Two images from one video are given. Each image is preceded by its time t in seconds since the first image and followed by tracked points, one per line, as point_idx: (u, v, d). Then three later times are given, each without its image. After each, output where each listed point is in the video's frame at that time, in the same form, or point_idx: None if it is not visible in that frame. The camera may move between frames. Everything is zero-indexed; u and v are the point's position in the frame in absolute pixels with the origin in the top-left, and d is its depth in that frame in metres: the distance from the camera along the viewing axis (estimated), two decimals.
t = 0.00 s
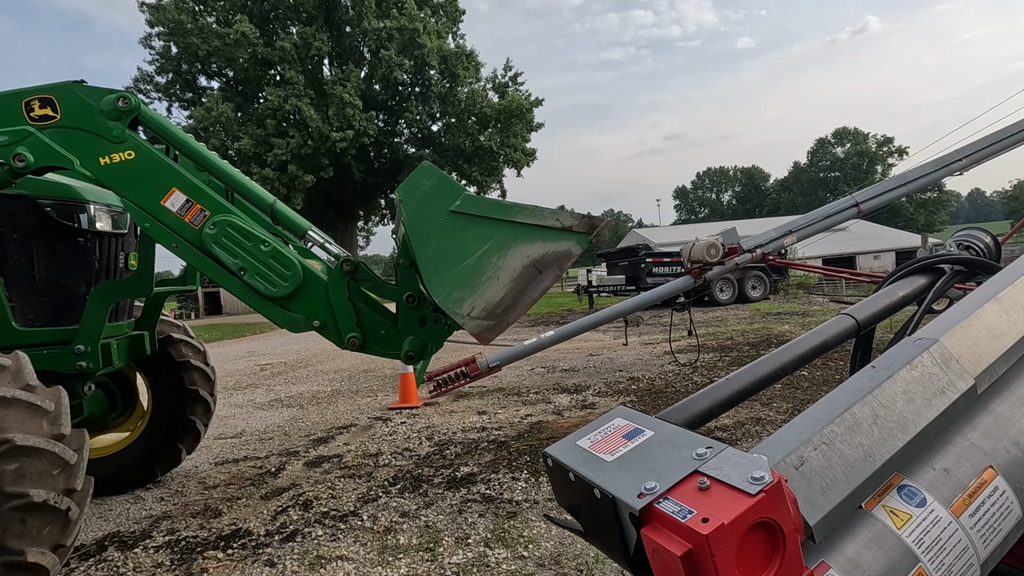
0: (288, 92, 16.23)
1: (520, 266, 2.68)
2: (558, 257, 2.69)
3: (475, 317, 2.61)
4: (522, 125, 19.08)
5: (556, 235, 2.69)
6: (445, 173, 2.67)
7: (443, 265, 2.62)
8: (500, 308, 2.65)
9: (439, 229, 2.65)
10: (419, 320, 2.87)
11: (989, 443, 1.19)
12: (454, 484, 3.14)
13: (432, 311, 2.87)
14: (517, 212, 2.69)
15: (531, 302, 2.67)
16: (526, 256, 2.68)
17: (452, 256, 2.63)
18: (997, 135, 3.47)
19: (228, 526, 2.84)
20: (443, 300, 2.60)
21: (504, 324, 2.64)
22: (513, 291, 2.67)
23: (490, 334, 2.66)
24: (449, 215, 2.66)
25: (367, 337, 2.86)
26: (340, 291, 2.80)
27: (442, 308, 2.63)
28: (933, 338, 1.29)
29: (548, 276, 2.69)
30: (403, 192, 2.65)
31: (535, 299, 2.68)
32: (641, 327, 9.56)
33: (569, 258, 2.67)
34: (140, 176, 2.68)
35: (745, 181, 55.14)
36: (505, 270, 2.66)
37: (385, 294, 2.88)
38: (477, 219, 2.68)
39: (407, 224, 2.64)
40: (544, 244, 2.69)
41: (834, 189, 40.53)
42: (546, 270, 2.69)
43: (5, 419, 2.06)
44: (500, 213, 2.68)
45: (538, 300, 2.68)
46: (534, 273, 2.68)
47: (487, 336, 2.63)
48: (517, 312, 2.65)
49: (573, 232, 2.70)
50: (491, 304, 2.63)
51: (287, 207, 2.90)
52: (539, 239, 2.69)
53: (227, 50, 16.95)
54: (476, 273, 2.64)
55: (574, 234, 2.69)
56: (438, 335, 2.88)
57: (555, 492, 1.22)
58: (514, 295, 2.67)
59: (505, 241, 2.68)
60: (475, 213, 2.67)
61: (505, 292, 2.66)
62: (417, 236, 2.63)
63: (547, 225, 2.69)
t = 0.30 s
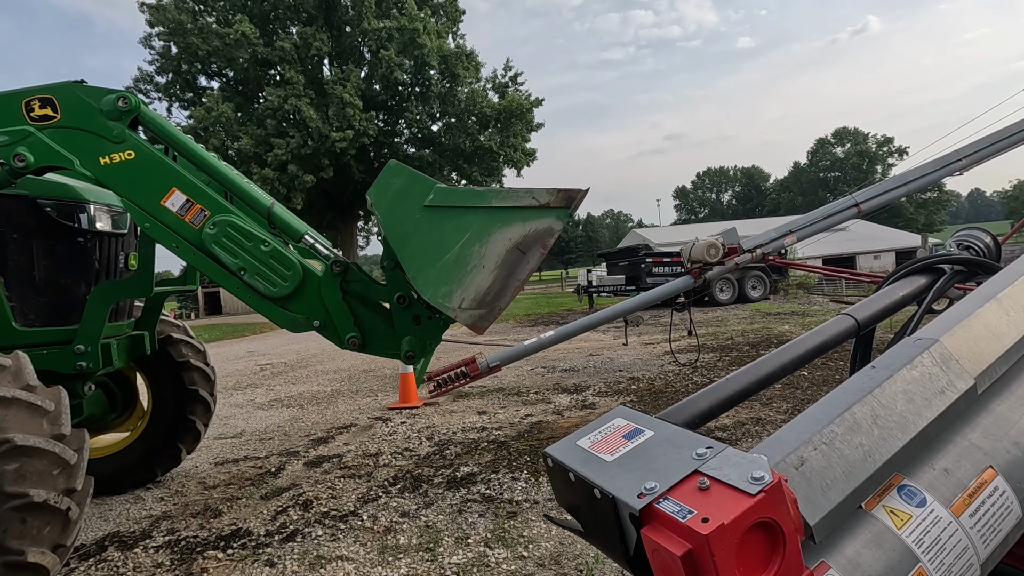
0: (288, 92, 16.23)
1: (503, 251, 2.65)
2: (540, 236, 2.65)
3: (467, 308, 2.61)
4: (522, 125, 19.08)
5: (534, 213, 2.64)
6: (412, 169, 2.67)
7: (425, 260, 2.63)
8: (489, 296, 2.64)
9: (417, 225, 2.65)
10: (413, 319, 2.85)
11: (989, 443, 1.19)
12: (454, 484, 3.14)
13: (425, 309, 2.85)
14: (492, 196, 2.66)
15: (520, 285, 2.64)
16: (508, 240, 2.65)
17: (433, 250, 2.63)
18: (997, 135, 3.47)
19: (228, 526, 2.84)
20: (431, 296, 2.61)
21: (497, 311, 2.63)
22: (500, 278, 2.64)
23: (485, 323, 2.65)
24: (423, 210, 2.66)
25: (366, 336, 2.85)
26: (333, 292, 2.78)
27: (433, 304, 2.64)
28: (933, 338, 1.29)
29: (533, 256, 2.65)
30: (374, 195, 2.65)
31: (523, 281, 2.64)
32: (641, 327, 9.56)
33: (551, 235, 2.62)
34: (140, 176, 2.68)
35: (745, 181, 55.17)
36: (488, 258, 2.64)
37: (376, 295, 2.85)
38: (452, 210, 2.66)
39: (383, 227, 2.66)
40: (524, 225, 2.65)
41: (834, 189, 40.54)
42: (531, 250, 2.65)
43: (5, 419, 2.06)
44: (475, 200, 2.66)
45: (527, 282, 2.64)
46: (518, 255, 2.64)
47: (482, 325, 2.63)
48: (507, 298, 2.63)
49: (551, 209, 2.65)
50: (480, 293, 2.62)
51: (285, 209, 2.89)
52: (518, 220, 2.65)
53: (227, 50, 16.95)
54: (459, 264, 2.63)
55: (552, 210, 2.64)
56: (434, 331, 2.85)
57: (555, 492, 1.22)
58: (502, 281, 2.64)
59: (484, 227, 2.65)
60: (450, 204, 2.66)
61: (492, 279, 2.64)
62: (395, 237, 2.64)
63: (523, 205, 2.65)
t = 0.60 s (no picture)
0: (288, 93, 16.23)
1: (487, 238, 2.64)
2: (521, 217, 2.64)
3: (458, 300, 2.61)
4: (522, 125, 19.08)
5: (512, 195, 2.64)
6: (382, 168, 2.66)
7: (410, 256, 2.63)
8: (479, 283, 2.63)
9: (397, 223, 2.65)
10: (408, 318, 2.85)
11: (989, 443, 1.19)
12: (454, 484, 3.14)
13: (419, 306, 2.85)
14: (468, 184, 2.66)
15: (508, 269, 2.62)
16: (490, 225, 2.65)
17: (416, 245, 2.63)
18: (997, 135, 3.46)
19: (228, 526, 2.84)
20: (421, 292, 2.61)
21: (489, 299, 2.62)
22: (487, 265, 2.63)
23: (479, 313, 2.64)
24: (400, 208, 2.66)
25: (366, 334, 2.86)
26: (327, 292, 2.78)
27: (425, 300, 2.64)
28: (933, 338, 1.29)
29: (517, 237, 2.64)
30: (349, 199, 2.64)
31: (510, 264, 2.63)
32: (641, 327, 9.56)
33: (532, 215, 2.61)
34: (140, 176, 2.68)
35: (745, 181, 55.17)
36: (473, 246, 2.63)
37: (367, 296, 2.83)
38: (429, 203, 2.66)
39: (364, 230, 2.65)
40: (504, 208, 2.65)
41: (834, 189, 40.54)
42: (514, 232, 2.63)
43: (4, 418, 2.06)
44: (451, 189, 2.66)
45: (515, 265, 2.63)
46: (502, 240, 2.63)
47: (477, 314, 2.62)
48: (497, 283, 2.61)
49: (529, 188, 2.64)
50: (469, 283, 2.61)
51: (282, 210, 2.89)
52: (498, 204, 2.65)
53: (227, 50, 16.95)
54: (445, 255, 2.63)
55: (529, 189, 2.63)
56: (432, 327, 2.86)
57: (555, 492, 1.22)
58: (489, 268, 2.63)
59: (464, 215, 2.66)
60: (426, 197, 2.65)
61: (479, 267, 2.63)
62: (378, 239, 2.64)
63: (500, 188, 2.64)
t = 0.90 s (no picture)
0: (288, 93, 16.23)
1: (487, 239, 2.64)
2: (521, 218, 2.63)
3: (458, 302, 2.61)
4: (522, 125, 19.09)
5: (512, 196, 2.64)
6: (382, 169, 2.65)
7: (410, 258, 2.63)
8: (479, 285, 2.63)
9: (396, 225, 2.65)
10: (408, 319, 2.84)
11: (989, 444, 1.19)
12: (454, 484, 3.14)
13: (418, 307, 2.83)
14: (467, 186, 2.66)
15: (508, 271, 2.62)
16: (490, 228, 2.64)
17: (416, 247, 2.63)
18: (996, 135, 3.46)
19: (228, 526, 2.84)
20: (421, 294, 2.61)
21: (489, 301, 2.62)
22: (487, 267, 2.63)
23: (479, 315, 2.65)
24: (400, 210, 2.65)
25: (365, 335, 2.86)
26: (326, 293, 2.78)
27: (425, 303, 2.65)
28: (933, 338, 1.29)
29: (517, 239, 2.63)
30: (349, 201, 2.64)
31: (510, 266, 2.63)
32: (641, 326, 9.56)
33: (531, 216, 2.61)
34: (140, 177, 2.68)
35: (745, 181, 55.16)
36: (472, 248, 2.63)
37: (367, 296, 2.83)
38: (428, 205, 2.66)
39: (363, 232, 2.65)
40: (504, 210, 2.65)
41: (834, 189, 40.55)
42: (514, 234, 2.63)
43: (4, 418, 2.06)
44: (451, 191, 2.66)
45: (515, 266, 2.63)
46: (502, 241, 2.63)
47: (477, 315, 2.62)
48: (496, 285, 2.61)
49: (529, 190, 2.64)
50: (468, 285, 2.61)
51: (282, 211, 2.89)
52: (498, 206, 2.65)
53: (227, 50, 16.94)
54: (445, 257, 2.63)
55: (529, 191, 2.63)
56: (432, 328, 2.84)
57: (555, 492, 1.22)
58: (489, 270, 2.63)
59: (464, 217, 2.65)
60: (425, 200, 2.65)
61: (479, 269, 2.63)
62: (377, 241, 2.64)
63: (500, 190, 2.64)
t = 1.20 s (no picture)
0: (288, 92, 16.23)
1: (488, 219, 2.65)
2: (522, 198, 2.64)
3: (461, 283, 2.62)
4: (522, 125, 19.09)
5: (512, 175, 2.65)
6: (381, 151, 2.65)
7: (411, 240, 2.64)
8: (481, 266, 2.64)
9: (396, 207, 2.64)
10: (411, 303, 2.84)
11: (989, 443, 1.19)
12: (454, 484, 3.14)
13: (421, 291, 2.83)
14: (468, 166, 2.66)
15: (510, 251, 2.63)
16: (491, 207, 2.65)
17: (417, 229, 2.63)
18: (997, 135, 3.46)
19: (228, 526, 2.84)
20: (424, 275, 2.62)
21: (491, 280, 2.63)
22: (489, 247, 2.64)
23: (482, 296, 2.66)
24: (400, 191, 2.65)
25: (369, 321, 2.86)
26: (328, 279, 2.77)
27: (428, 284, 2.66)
28: (933, 338, 1.29)
29: (518, 219, 2.64)
30: (349, 184, 2.63)
31: (512, 245, 2.64)
32: (641, 326, 9.56)
33: (532, 195, 2.63)
34: (139, 166, 2.68)
35: (745, 181, 55.19)
36: (474, 228, 2.64)
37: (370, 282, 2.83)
38: (429, 186, 2.66)
39: (363, 214, 2.64)
40: (504, 189, 2.65)
41: (834, 189, 40.55)
42: (515, 214, 2.64)
43: (4, 418, 2.06)
44: (452, 172, 2.66)
45: (517, 246, 2.64)
46: (503, 221, 2.64)
47: (479, 296, 2.64)
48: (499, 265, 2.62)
49: (529, 168, 2.65)
50: (471, 266, 2.62)
51: (282, 200, 2.89)
52: (498, 185, 2.66)
53: (227, 50, 16.94)
54: (447, 238, 2.63)
55: (530, 170, 2.64)
56: (435, 313, 2.84)
57: (555, 492, 1.23)
58: (491, 250, 2.64)
59: (465, 198, 2.66)
60: (426, 180, 2.65)
61: (481, 249, 2.64)
62: (378, 224, 2.63)
63: (500, 169, 2.65)
